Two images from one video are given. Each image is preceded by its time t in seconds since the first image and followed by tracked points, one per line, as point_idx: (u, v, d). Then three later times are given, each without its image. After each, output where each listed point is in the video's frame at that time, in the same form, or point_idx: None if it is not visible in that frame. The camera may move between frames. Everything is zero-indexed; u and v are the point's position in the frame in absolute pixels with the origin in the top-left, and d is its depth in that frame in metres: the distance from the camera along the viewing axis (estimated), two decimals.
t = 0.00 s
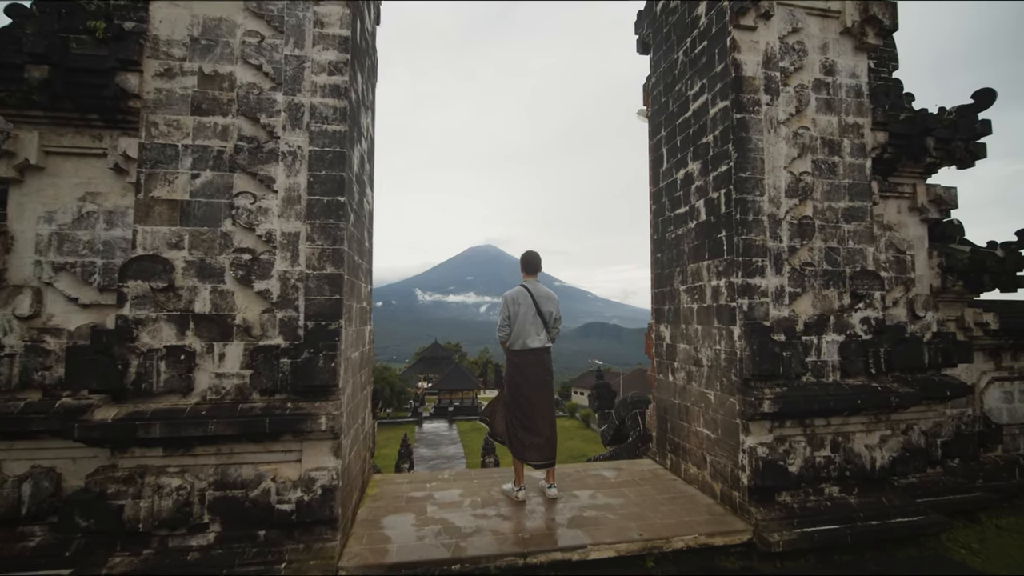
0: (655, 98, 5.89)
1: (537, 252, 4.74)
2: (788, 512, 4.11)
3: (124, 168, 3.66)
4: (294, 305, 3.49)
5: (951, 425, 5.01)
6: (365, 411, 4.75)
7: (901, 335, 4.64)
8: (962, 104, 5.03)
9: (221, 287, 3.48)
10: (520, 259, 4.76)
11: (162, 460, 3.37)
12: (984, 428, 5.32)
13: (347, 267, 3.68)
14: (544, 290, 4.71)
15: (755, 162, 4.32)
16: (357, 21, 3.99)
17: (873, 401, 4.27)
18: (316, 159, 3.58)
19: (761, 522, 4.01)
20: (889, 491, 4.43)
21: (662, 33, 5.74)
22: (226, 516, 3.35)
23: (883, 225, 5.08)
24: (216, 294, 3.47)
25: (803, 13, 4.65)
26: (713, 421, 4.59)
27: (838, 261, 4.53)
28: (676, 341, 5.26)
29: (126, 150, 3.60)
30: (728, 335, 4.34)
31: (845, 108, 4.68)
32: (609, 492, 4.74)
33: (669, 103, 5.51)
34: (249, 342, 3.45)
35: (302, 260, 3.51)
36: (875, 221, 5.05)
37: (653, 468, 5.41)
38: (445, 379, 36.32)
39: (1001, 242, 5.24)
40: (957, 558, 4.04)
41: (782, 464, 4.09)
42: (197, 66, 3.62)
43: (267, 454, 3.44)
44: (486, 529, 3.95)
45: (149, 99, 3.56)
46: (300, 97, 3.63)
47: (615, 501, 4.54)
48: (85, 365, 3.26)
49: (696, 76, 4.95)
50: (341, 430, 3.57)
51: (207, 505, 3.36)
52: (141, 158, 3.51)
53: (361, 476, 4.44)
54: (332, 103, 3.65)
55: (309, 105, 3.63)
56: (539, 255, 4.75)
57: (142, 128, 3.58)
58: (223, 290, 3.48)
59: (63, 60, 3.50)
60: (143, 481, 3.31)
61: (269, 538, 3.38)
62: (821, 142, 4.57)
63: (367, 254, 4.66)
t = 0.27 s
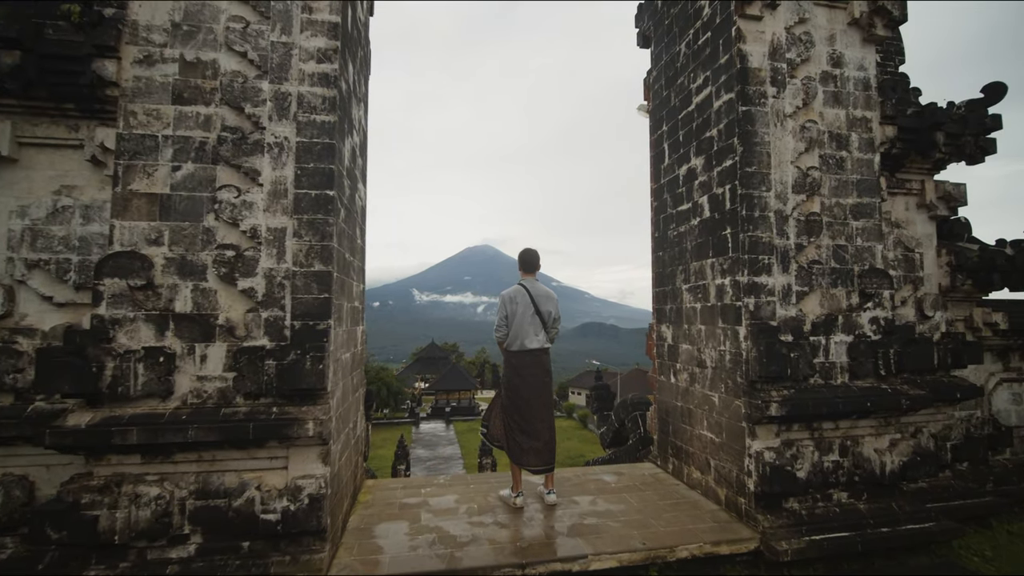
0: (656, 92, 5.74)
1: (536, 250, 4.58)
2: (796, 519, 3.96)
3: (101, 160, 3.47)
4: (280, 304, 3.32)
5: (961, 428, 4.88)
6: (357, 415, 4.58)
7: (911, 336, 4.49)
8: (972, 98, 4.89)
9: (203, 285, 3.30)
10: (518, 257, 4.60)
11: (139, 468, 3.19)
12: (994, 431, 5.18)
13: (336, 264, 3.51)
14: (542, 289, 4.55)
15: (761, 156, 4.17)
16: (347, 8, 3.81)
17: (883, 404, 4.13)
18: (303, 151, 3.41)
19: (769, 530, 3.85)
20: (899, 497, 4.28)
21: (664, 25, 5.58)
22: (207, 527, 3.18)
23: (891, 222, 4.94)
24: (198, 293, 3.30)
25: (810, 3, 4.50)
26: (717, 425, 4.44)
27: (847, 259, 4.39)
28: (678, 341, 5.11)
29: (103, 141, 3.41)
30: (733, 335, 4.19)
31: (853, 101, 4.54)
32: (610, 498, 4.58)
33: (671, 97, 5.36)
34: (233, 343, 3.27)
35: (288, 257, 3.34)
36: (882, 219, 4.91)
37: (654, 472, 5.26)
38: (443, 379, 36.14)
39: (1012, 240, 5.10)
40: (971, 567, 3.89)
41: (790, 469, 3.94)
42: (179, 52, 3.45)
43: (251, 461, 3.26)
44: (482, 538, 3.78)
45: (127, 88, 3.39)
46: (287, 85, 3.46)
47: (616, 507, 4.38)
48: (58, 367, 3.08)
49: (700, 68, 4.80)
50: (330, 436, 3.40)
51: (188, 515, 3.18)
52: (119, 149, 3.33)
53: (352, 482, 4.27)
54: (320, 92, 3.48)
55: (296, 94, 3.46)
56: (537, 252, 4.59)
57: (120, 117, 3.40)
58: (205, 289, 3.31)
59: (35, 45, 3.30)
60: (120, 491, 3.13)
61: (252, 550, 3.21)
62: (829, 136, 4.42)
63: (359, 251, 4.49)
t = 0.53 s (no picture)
0: (659, 86, 5.57)
1: (535, 247, 4.40)
2: (808, 528, 3.79)
3: (78, 152, 3.27)
4: (265, 305, 3.14)
5: (975, 432, 4.71)
6: (349, 420, 4.40)
7: (925, 337, 4.32)
8: (987, 91, 4.71)
9: (184, 285, 3.12)
10: (517, 255, 4.42)
11: (115, 479, 3.01)
12: (1009, 435, 5.02)
13: (325, 262, 3.33)
14: (542, 287, 4.37)
15: (771, 149, 4.00)
16: None
17: (897, 408, 3.96)
18: (290, 142, 3.23)
19: (780, 540, 3.68)
20: (914, 504, 4.11)
21: (667, 16, 5.41)
22: (188, 541, 2.99)
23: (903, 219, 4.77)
24: (179, 292, 3.12)
25: None
26: (724, 429, 4.27)
27: (858, 257, 4.22)
28: (683, 343, 4.94)
29: (79, 132, 3.22)
30: (741, 337, 4.02)
31: (865, 93, 4.37)
32: (612, 506, 4.40)
33: (675, 90, 5.19)
34: (215, 346, 3.09)
35: (274, 254, 3.16)
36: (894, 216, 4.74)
37: (658, 478, 5.08)
38: (441, 379, 35.96)
39: None
40: None
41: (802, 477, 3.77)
42: (159, 39, 3.27)
43: (235, 471, 3.08)
44: (480, 549, 3.60)
45: (104, 75, 3.20)
46: (273, 73, 3.28)
47: (619, 516, 4.20)
48: (28, 372, 2.90)
49: (705, 59, 4.63)
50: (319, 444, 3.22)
51: (167, 528, 3.00)
52: (95, 141, 3.15)
53: (344, 490, 4.09)
54: (308, 81, 3.30)
55: (283, 82, 3.28)
56: (537, 250, 4.41)
57: (96, 107, 3.21)
58: (186, 288, 3.13)
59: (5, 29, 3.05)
60: (94, 503, 2.95)
61: (236, 565, 3.02)
62: (840, 129, 4.25)
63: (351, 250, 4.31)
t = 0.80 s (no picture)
0: (662, 81, 5.41)
1: (535, 247, 4.24)
2: (820, 540, 3.63)
3: (55, 147, 3.02)
4: (251, 307, 2.97)
5: (990, 438, 4.56)
6: (342, 426, 4.23)
7: (940, 340, 4.17)
8: (1002, 85, 4.56)
9: (164, 286, 2.95)
10: (516, 256, 4.26)
11: (91, 492, 2.83)
12: None
13: (315, 263, 3.17)
14: (542, 288, 4.21)
15: (781, 144, 3.84)
16: None
17: (912, 415, 3.81)
18: (277, 136, 3.07)
19: (792, 553, 3.51)
20: (930, 514, 3.95)
21: (671, 9, 5.25)
22: (167, 559, 2.82)
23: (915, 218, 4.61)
24: (159, 294, 2.95)
25: None
26: (732, 436, 4.11)
27: (871, 257, 4.06)
28: (688, 346, 4.78)
29: (55, 125, 2.99)
30: (750, 340, 3.86)
31: (877, 87, 4.21)
32: (616, 515, 4.24)
33: (679, 85, 5.03)
34: (197, 351, 2.93)
35: (260, 254, 2.99)
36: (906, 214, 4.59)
37: (662, 486, 4.92)
38: (440, 380, 35.80)
39: None
40: None
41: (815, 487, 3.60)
42: (139, 27, 3.10)
43: (218, 483, 2.91)
44: (478, 564, 3.43)
45: (79, 65, 3.03)
46: (259, 64, 3.11)
47: (622, 526, 4.04)
48: None
49: (711, 52, 4.47)
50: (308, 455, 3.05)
51: (145, 545, 2.82)
52: (70, 134, 2.98)
53: (336, 501, 3.92)
54: (297, 72, 3.14)
55: (269, 73, 3.11)
56: (537, 250, 4.25)
57: (71, 98, 3.03)
58: (166, 290, 2.96)
59: None
60: (68, 518, 2.78)
61: None
62: (851, 124, 4.10)
63: (343, 249, 4.15)
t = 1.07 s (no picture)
0: (665, 76, 5.27)
1: (535, 247, 4.09)
2: (832, 552, 3.48)
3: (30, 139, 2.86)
4: (235, 310, 2.81)
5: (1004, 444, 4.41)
6: (335, 432, 4.08)
7: (954, 343, 4.02)
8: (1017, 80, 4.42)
9: (143, 287, 2.80)
10: (516, 256, 4.11)
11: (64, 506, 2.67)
12: None
13: (304, 263, 3.01)
14: (542, 290, 4.06)
15: (790, 140, 3.70)
16: None
17: (927, 421, 3.66)
18: (264, 129, 2.91)
19: (803, 566, 3.36)
20: (945, 524, 3.81)
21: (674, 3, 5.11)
22: None
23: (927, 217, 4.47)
24: (137, 296, 2.79)
25: None
26: (739, 443, 3.96)
27: (883, 258, 3.92)
28: (692, 349, 4.64)
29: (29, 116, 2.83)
30: (758, 344, 3.71)
31: (889, 82, 4.07)
32: (618, 525, 4.09)
33: (683, 80, 4.88)
34: (178, 356, 2.77)
35: (245, 254, 2.84)
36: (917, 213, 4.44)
37: (665, 493, 4.77)
38: (439, 381, 35.63)
39: None
40: None
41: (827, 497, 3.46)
42: (118, 14, 2.94)
43: (200, 496, 2.75)
44: None
45: (54, 54, 2.87)
46: (245, 54, 2.96)
47: (625, 537, 3.89)
48: None
49: (717, 46, 4.32)
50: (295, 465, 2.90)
51: (122, 561, 2.67)
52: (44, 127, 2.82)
53: (327, 511, 3.76)
54: (284, 62, 2.98)
55: (256, 64, 2.96)
56: (537, 250, 4.10)
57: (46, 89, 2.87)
58: (146, 292, 2.80)
59: None
60: (40, 533, 2.62)
61: None
62: (862, 120, 3.95)
63: (335, 249, 4.00)
